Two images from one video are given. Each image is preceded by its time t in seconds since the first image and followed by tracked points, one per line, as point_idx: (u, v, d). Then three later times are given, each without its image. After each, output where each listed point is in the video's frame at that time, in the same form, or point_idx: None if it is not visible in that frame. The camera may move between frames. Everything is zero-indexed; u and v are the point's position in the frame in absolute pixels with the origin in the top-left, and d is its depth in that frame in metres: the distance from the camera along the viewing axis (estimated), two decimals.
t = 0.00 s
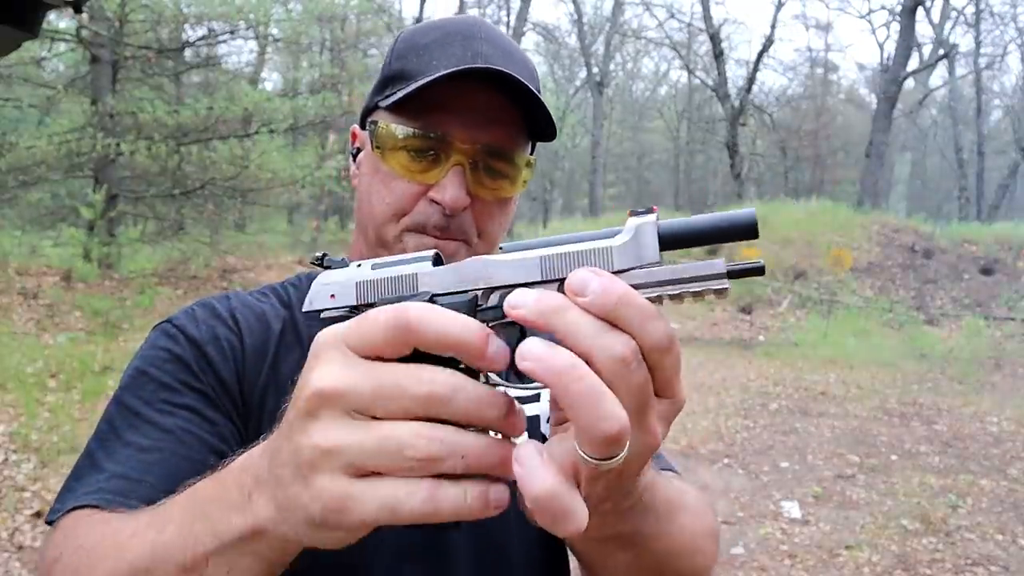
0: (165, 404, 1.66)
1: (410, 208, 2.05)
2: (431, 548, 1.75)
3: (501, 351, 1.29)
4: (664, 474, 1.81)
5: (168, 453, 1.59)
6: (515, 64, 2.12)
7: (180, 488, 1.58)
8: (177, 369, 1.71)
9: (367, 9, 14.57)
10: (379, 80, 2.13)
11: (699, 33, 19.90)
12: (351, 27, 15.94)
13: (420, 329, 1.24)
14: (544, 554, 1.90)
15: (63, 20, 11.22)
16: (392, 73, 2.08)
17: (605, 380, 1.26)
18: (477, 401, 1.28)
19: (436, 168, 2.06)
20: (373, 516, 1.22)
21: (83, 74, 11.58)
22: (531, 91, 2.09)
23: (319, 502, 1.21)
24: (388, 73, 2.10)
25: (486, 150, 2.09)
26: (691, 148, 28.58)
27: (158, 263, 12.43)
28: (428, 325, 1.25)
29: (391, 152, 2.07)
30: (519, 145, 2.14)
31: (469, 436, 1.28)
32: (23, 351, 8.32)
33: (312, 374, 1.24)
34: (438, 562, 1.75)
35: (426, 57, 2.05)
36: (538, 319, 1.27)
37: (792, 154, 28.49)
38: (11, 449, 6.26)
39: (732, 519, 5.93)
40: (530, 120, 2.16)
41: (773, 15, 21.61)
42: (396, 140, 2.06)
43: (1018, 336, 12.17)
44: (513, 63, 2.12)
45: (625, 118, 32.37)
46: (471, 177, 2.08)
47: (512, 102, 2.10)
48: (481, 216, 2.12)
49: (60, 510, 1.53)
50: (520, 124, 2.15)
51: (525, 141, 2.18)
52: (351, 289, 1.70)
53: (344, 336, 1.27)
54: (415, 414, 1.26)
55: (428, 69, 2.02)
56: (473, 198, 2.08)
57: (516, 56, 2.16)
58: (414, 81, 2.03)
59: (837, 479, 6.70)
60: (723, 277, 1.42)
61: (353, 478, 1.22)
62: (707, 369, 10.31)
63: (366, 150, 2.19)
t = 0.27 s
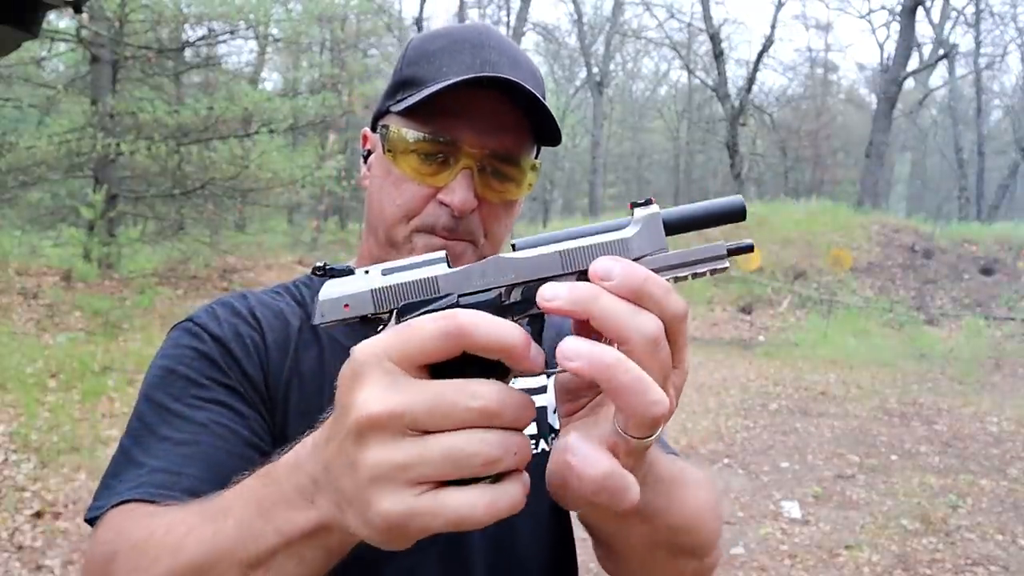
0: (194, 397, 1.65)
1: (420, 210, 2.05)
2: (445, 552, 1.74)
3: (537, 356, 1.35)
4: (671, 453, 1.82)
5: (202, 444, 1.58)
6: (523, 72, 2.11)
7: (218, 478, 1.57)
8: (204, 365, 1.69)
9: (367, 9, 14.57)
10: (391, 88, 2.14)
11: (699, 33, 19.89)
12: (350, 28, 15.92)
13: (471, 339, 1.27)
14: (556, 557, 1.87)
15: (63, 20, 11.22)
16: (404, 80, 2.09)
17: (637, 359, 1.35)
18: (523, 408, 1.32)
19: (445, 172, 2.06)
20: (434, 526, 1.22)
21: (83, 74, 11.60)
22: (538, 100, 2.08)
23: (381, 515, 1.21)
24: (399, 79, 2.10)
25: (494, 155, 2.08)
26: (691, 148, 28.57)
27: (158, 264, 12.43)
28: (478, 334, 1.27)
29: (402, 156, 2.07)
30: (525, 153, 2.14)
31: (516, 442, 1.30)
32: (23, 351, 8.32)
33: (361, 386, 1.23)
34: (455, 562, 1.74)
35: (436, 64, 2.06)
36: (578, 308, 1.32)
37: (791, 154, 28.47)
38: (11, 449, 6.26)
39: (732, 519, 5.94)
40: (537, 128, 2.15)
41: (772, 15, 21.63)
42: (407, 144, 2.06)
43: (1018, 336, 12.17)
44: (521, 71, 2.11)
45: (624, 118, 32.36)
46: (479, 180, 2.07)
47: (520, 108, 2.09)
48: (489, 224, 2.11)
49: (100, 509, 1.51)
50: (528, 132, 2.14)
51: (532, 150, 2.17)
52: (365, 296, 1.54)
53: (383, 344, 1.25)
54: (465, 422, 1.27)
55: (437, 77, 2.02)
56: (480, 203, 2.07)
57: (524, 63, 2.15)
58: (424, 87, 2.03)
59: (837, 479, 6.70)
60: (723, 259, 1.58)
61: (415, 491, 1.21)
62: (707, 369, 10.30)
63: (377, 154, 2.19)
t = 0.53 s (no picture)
0: (216, 393, 1.66)
1: (426, 209, 2.07)
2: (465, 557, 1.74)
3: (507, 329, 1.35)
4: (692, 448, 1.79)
5: (226, 439, 1.60)
6: (520, 71, 2.13)
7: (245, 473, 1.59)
8: (224, 361, 1.70)
9: (368, 9, 14.59)
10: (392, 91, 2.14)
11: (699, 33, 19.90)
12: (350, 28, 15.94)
13: (440, 302, 1.29)
14: (566, 554, 1.91)
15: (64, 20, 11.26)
16: (406, 84, 2.09)
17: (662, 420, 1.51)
18: (494, 368, 1.33)
19: (448, 171, 2.07)
20: (410, 483, 1.22)
21: (84, 75, 11.62)
22: (536, 97, 2.10)
23: (355, 471, 1.21)
24: (401, 83, 2.11)
25: (496, 154, 2.11)
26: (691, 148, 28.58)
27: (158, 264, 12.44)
28: (442, 297, 1.30)
29: (405, 156, 2.08)
30: (523, 152, 2.16)
31: (485, 400, 1.30)
32: (23, 351, 8.32)
33: (336, 350, 1.26)
34: (471, 559, 1.75)
35: (437, 67, 2.06)
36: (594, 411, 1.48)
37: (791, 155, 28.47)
38: (12, 449, 6.27)
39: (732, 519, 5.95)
40: (534, 128, 2.17)
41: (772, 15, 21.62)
42: (413, 146, 2.07)
43: (1018, 336, 12.19)
44: (518, 69, 2.12)
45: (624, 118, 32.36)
46: (481, 177, 2.09)
47: (519, 108, 2.12)
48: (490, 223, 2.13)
49: (128, 502, 1.53)
50: (525, 131, 2.16)
51: (529, 148, 2.20)
52: (424, 250, 1.49)
53: (357, 313, 1.29)
54: (436, 380, 1.28)
55: (439, 79, 2.03)
56: (482, 201, 2.09)
57: (521, 62, 2.17)
58: (427, 89, 2.03)
59: (837, 479, 6.71)
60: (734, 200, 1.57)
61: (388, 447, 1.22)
62: (707, 369, 10.31)
63: (379, 156, 2.19)
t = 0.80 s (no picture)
0: (220, 386, 1.67)
1: (431, 212, 2.08)
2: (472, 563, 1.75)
3: (541, 349, 1.31)
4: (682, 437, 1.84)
5: (227, 431, 1.60)
6: (524, 75, 2.13)
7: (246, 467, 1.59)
8: (228, 356, 1.72)
9: (368, 9, 14.58)
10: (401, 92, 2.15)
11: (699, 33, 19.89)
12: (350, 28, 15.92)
13: (464, 345, 1.24)
14: (567, 554, 1.93)
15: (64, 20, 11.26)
16: (413, 86, 2.10)
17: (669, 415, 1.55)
18: (515, 403, 1.31)
19: (453, 173, 2.07)
20: (433, 521, 1.25)
21: (84, 75, 11.63)
22: (540, 101, 2.10)
23: (380, 512, 1.23)
24: (408, 86, 2.11)
25: (501, 156, 2.11)
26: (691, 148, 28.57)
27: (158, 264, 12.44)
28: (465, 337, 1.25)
29: (412, 159, 2.09)
30: (528, 154, 2.16)
31: (506, 435, 1.30)
32: (23, 351, 8.32)
33: (354, 390, 1.22)
34: (475, 556, 1.76)
35: (443, 72, 2.06)
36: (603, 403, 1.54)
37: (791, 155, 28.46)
38: (12, 449, 6.27)
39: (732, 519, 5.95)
40: (539, 131, 2.18)
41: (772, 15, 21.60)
42: (419, 149, 2.08)
43: (1018, 336, 12.18)
44: (523, 73, 2.13)
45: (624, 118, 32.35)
46: (486, 181, 2.09)
47: (524, 112, 2.13)
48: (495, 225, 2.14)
49: (129, 491, 1.53)
50: (529, 134, 2.17)
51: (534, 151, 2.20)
52: (447, 274, 1.45)
53: (378, 350, 1.23)
54: (461, 420, 1.27)
55: (444, 81, 2.04)
56: (487, 204, 2.10)
57: (526, 66, 2.17)
58: (432, 92, 2.04)
59: (837, 479, 6.72)
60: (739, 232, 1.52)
61: (409, 493, 1.23)
62: (707, 369, 10.30)
63: (385, 158, 2.20)
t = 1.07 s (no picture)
0: (208, 376, 1.68)
1: (429, 212, 2.08)
2: (463, 557, 1.73)
3: (539, 348, 1.30)
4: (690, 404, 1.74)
5: (211, 421, 1.60)
6: (523, 74, 2.14)
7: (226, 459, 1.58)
8: (217, 347, 1.72)
9: (368, 10, 14.59)
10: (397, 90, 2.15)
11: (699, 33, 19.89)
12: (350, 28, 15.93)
13: (464, 344, 1.22)
14: (561, 553, 1.91)
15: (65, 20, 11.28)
16: (410, 85, 2.10)
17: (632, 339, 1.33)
18: (506, 393, 1.32)
19: (449, 174, 2.07)
20: (424, 508, 1.26)
21: (84, 74, 11.64)
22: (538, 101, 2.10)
23: (376, 502, 1.22)
24: (405, 85, 2.11)
25: (498, 155, 2.11)
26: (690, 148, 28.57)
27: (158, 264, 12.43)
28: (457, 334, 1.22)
29: (408, 159, 2.08)
30: (526, 154, 2.16)
31: (499, 432, 1.31)
32: (24, 351, 8.33)
33: (347, 382, 1.20)
34: (468, 550, 1.74)
35: (440, 71, 2.06)
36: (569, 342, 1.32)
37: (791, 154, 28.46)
38: (12, 449, 6.27)
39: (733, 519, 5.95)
40: (537, 130, 2.18)
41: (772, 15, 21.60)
42: (415, 148, 2.07)
43: (1018, 336, 12.19)
44: (521, 73, 2.13)
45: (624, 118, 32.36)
46: (484, 180, 2.09)
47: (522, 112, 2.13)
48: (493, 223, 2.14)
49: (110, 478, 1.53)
50: (527, 133, 2.17)
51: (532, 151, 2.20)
52: (451, 273, 1.38)
53: (377, 343, 1.20)
54: (461, 414, 1.27)
55: (441, 81, 2.04)
56: (483, 204, 2.10)
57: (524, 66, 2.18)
58: (429, 92, 2.04)
59: (837, 479, 6.72)
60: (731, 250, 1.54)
61: (403, 482, 1.23)
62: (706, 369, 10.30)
63: (382, 158, 2.19)
